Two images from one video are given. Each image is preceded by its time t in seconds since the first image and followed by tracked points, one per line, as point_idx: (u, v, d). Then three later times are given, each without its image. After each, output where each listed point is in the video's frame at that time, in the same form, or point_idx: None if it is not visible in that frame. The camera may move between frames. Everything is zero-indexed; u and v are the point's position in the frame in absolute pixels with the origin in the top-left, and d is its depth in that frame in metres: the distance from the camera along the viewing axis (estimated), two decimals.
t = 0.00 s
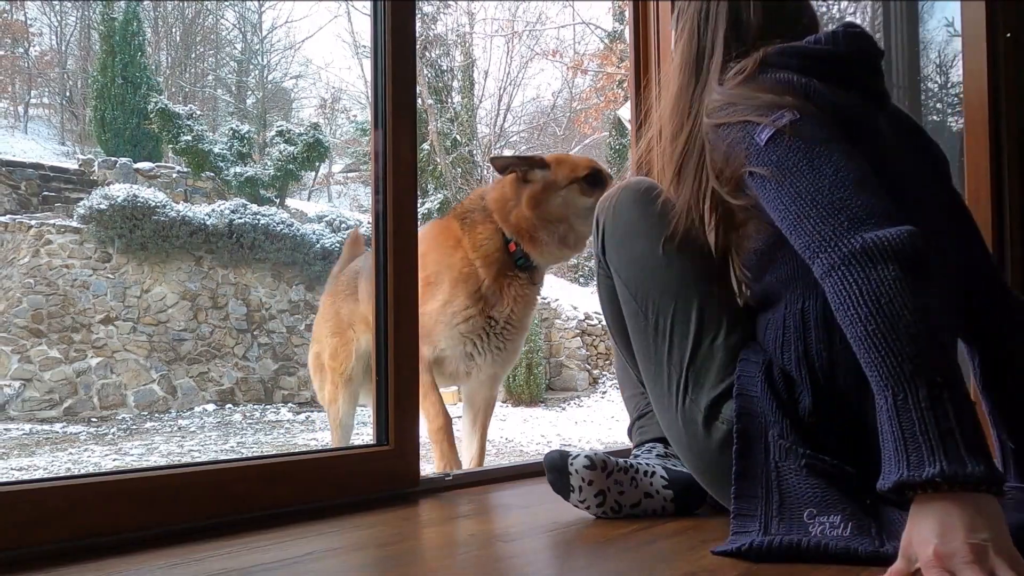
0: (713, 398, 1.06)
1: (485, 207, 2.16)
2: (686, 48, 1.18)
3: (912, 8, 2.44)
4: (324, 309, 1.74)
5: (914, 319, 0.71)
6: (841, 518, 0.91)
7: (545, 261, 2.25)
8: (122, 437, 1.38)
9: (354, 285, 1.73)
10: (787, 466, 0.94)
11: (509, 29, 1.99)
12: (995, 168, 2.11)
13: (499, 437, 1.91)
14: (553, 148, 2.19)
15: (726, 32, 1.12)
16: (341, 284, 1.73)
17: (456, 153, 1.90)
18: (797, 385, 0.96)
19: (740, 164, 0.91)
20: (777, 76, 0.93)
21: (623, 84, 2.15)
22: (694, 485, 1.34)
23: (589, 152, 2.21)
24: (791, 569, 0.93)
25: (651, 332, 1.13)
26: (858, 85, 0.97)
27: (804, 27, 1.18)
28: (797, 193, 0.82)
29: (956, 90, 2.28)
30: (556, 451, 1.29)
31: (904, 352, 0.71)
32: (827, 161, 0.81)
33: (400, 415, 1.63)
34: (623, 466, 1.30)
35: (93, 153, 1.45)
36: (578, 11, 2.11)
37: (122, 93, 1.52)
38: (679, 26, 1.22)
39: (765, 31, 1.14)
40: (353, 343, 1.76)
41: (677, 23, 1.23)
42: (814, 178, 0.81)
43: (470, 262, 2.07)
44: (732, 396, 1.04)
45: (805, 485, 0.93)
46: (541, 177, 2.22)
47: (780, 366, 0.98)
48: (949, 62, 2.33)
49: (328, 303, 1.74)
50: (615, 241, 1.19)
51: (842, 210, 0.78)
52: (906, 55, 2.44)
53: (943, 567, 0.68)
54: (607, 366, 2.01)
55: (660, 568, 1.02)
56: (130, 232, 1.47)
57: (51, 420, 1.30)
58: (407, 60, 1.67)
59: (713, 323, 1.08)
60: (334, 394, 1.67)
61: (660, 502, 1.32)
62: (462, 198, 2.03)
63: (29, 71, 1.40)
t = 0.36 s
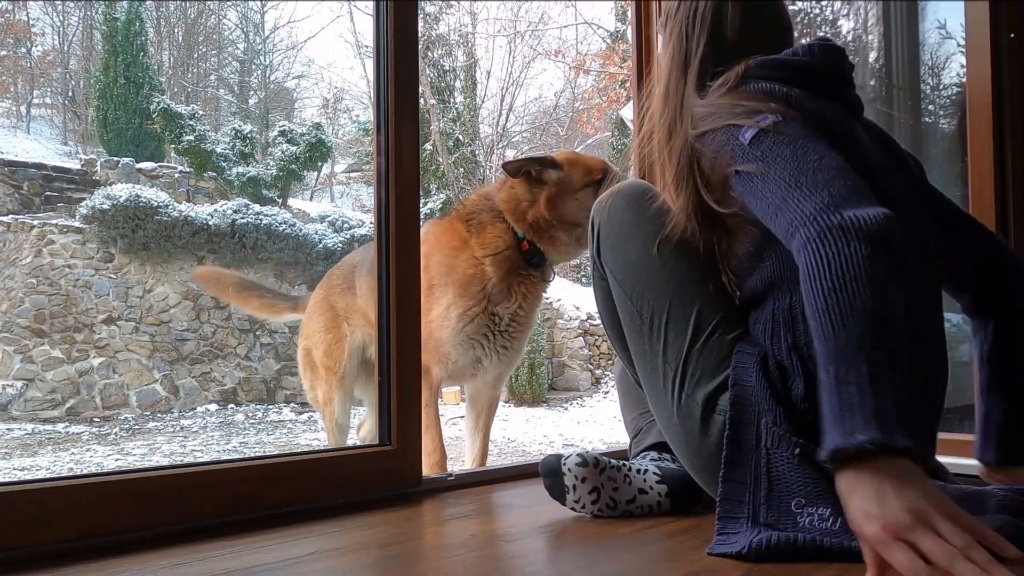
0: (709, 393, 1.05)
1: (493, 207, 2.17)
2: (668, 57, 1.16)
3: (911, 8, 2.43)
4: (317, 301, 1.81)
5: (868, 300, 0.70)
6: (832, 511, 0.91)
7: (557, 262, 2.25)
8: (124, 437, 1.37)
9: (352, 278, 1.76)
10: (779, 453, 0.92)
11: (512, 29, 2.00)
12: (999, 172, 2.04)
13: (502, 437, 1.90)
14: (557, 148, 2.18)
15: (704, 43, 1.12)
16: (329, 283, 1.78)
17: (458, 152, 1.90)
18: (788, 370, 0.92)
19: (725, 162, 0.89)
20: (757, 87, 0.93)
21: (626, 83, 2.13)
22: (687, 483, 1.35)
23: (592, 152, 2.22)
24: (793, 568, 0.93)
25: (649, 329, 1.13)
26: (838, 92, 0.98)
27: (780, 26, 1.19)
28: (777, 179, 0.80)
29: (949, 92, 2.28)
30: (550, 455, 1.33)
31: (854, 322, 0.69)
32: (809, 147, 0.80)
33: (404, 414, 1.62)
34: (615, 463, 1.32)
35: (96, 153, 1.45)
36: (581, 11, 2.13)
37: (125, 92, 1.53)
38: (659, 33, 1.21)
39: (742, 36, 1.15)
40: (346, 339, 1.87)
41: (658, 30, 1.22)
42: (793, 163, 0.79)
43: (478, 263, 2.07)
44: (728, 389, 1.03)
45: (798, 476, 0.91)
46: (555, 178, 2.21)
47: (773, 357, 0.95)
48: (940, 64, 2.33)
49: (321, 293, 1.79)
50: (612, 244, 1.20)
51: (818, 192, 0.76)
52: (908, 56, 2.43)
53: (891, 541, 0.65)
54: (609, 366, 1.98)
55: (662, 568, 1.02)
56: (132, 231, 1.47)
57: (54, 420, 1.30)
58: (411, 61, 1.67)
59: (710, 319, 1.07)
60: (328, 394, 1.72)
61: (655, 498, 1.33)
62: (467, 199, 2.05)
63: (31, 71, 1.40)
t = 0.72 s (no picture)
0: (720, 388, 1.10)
1: (501, 214, 2.13)
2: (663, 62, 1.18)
3: (911, 8, 2.41)
4: (314, 299, 1.77)
5: (789, 266, 0.67)
6: (835, 506, 0.99)
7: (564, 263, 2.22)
8: (126, 436, 1.37)
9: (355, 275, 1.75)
10: (786, 447, 1.01)
11: (514, 29, 2.00)
12: (1003, 169, 2.03)
13: (504, 437, 1.89)
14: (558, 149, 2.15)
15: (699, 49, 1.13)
16: (320, 283, 1.76)
17: (461, 153, 1.90)
18: (795, 364, 1.02)
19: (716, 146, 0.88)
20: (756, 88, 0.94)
21: (629, 84, 2.14)
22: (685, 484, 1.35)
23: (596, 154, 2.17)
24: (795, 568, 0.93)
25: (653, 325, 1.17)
26: (818, 95, 1.02)
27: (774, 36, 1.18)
28: (753, 161, 0.79)
29: (940, 92, 2.30)
30: (550, 459, 1.36)
31: (753, 283, 0.67)
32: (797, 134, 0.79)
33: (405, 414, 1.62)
34: (616, 464, 1.33)
35: (97, 153, 1.45)
36: (583, 12, 2.14)
37: (126, 92, 1.53)
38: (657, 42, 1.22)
39: (739, 42, 1.14)
40: (345, 336, 1.82)
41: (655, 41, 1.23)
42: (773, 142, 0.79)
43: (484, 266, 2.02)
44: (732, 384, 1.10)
45: (803, 467, 1.00)
46: (555, 178, 2.16)
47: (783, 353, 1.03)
48: (931, 66, 2.34)
49: (313, 292, 1.76)
50: (617, 240, 1.20)
51: (790, 168, 0.74)
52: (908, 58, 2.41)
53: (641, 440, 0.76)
54: (611, 366, 2.00)
55: (665, 568, 1.02)
56: (134, 232, 1.47)
57: (56, 420, 1.30)
58: (413, 60, 1.67)
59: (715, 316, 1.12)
60: (325, 394, 1.72)
61: (654, 498, 1.32)
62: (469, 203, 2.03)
63: (33, 71, 1.40)
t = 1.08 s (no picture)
0: (719, 380, 1.17)
1: (498, 203, 2.10)
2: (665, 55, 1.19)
3: (911, 8, 2.39)
4: (311, 295, 1.82)
5: (621, 310, 0.92)
6: (835, 498, 0.99)
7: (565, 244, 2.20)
8: (129, 437, 1.37)
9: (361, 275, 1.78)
10: (787, 439, 1.04)
11: (516, 28, 2.00)
12: (1007, 168, 2.01)
13: (507, 437, 1.89)
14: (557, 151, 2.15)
15: (703, 44, 1.13)
16: (314, 279, 1.79)
17: (463, 153, 1.91)
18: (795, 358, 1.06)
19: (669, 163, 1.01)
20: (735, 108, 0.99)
21: (631, 83, 2.16)
22: (686, 482, 1.36)
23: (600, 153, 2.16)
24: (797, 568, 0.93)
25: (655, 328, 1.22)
26: (813, 103, 1.05)
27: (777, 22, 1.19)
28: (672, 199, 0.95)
29: (935, 95, 2.29)
30: (555, 457, 1.33)
31: (602, 298, 0.93)
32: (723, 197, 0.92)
33: (408, 412, 1.62)
34: (620, 464, 1.31)
35: (100, 153, 1.45)
36: (586, 11, 2.14)
37: (129, 92, 1.53)
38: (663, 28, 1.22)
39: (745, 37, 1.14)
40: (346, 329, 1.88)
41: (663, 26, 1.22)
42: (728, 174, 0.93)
43: (488, 259, 2.00)
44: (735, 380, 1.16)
45: (804, 460, 1.03)
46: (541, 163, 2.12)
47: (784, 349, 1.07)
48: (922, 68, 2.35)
49: (305, 290, 1.80)
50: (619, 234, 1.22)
51: (670, 229, 0.92)
52: (906, 61, 2.39)
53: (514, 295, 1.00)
54: (614, 366, 2.02)
55: (668, 568, 1.02)
56: (137, 232, 1.48)
57: (58, 420, 1.30)
58: (416, 59, 1.67)
59: (716, 316, 1.19)
60: (326, 389, 1.78)
61: (659, 499, 1.33)
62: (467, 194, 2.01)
63: (36, 71, 1.40)
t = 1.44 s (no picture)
0: (697, 367, 1.17)
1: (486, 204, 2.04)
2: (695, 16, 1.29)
3: (911, 8, 2.39)
4: (310, 295, 1.81)
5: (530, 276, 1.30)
6: (813, 476, 1.04)
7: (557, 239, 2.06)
8: (132, 437, 1.37)
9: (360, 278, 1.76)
10: (763, 420, 1.09)
11: (519, 29, 2.00)
12: (1010, 168, 2.00)
13: (509, 437, 1.90)
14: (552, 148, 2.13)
15: (730, 21, 1.23)
16: (309, 278, 1.78)
17: (466, 153, 1.90)
18: (771, 347, 1.12)
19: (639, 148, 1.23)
20: (716, 103, 1.12)
21: (634, 83, 2.11)
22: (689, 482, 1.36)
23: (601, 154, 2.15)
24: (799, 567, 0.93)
25: (640, 315, 1.25)
26: (811, 97, 1.16)
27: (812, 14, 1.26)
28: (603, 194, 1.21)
29: (930, 96, 2.30)
30: (555, 459, 1.32)
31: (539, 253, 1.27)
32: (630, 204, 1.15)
33: (410, 416, 1.62)
34: (621, 463, 1.32)
35: (103, 153, 1.44)
36: (589, 12, 2.14)
37: (131, 92, 1.53)
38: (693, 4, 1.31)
39: (772, 20, 1.23)
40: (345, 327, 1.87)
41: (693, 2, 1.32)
42: (694, 171, 1.12)
43: (481, 262, 1.97)
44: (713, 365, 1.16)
45: (786, 441, 1.07)
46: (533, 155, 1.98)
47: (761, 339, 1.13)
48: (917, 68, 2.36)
49: (304, 288, 1.79)
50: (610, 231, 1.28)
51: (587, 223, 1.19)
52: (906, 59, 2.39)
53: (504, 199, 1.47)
54: (617, 366, 2.02)
55: (670, 568, 1.02)
56: (140, 232, 1.48)
57: (61, 420, 1.30)
58: (419, 59, 1.66)
59: (698, 302, 1.19)
60: (310, 382, 1.81)
61: (660, 498, 1.33)
62: (456, 198, 1.98)
63: (39, 71, 1.40)
